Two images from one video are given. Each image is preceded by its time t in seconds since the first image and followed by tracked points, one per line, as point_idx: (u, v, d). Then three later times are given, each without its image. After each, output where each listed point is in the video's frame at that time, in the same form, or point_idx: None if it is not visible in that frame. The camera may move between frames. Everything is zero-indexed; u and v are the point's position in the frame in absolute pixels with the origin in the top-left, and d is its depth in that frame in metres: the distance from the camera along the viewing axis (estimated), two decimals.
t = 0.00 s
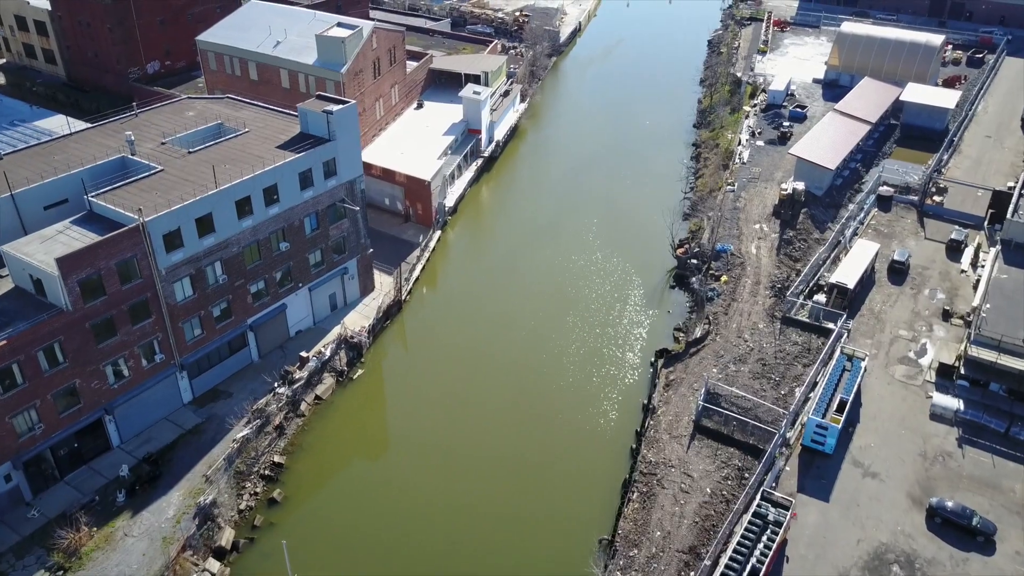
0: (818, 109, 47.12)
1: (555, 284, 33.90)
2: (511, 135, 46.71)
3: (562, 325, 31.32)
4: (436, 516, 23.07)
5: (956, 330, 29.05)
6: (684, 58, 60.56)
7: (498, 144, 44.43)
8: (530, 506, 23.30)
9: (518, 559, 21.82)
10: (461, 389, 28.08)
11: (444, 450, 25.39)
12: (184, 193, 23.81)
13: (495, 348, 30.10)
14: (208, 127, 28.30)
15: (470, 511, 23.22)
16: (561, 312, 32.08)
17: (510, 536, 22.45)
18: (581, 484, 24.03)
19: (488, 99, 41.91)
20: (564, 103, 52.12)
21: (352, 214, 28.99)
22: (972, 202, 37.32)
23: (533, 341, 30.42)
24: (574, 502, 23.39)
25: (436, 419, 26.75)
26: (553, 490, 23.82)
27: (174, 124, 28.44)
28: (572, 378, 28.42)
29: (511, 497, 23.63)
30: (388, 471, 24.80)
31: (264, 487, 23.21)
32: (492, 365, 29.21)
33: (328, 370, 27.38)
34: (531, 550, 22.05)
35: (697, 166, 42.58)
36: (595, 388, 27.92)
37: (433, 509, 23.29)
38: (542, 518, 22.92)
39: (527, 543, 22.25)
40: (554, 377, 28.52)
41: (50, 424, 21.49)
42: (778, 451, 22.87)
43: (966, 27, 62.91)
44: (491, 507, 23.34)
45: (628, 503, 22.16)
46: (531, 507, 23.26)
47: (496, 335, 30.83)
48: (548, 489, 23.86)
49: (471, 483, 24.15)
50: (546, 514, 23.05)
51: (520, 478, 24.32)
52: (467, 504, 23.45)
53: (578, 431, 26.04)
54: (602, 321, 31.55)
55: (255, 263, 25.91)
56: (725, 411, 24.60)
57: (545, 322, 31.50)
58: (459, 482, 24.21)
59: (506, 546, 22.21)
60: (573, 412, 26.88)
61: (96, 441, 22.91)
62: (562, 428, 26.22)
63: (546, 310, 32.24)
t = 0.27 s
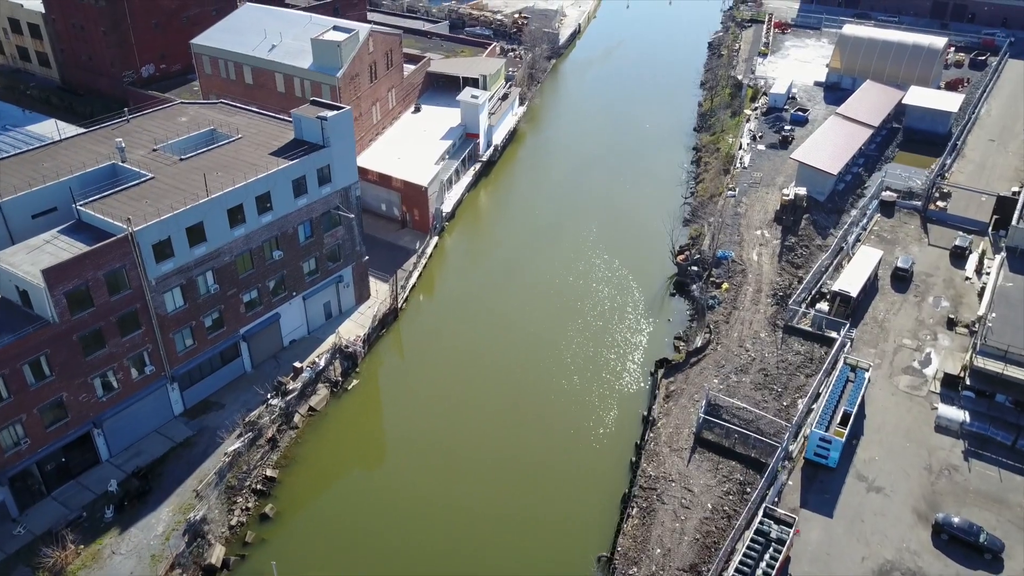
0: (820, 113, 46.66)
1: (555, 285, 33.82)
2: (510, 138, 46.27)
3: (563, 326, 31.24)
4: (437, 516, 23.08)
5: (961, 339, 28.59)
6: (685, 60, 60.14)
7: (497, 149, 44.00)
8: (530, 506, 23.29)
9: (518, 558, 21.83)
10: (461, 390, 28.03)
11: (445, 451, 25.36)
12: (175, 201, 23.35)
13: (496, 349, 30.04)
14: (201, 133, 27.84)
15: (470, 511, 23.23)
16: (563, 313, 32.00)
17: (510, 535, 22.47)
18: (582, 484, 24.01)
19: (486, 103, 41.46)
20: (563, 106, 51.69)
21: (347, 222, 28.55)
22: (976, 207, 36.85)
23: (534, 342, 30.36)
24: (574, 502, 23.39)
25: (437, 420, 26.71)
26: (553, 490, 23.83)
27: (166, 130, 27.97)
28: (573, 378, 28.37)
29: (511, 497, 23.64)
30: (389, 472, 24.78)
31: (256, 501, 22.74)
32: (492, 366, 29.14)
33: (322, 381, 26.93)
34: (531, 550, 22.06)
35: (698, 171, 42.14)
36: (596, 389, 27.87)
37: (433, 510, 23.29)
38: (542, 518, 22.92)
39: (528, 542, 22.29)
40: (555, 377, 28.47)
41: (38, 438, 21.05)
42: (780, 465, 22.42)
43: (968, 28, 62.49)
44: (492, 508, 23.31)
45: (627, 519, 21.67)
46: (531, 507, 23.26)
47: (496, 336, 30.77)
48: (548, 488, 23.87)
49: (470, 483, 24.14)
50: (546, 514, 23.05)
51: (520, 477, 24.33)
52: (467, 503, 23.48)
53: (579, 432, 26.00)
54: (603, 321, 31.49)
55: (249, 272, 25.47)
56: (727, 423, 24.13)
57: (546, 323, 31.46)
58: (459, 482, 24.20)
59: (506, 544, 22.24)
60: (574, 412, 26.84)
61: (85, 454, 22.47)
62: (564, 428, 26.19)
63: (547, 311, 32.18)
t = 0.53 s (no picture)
0: (821, 116, 46.18)
1: (556, 286, 33.79)
2: (508, 143, 45.79)
3: (565, 327, 31.21)
4: (437, 515, 23.08)
5: (966, 348, 28.10)
6: (685, 62, 59.70)
7: (496, 153, 43.52)
8: (531, 506, 23.28)
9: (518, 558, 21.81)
10: (462, 390, 28.01)
11: (446, 451, 25.32)
12: (164, 211, 22.87)
13: (497, 350, 30.00)
14: (193, 140, 27.35)
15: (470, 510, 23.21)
16: (565, 314, 31.94)
17: (510, 534, 22.49)
18: (582, 485, 23.98)
19: (484, 107, 40.99)
20: (562, 109, 51.22)
21: (342, 229, 28.07)
22: (981, 212, 36.37)
23: (535, 343, 30.34)
24: (573, 503, 23.38)
25: (438, 419, 26.69)
26: (554, 490, 23.83)
27: (158, 137, 27.50)
28: (574, 379, 28.37)
29: (511, 496, 23.63)
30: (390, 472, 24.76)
31: (247, 517, 22.25)
32: (493, 366, 29.12)
33: (316, 392, 26.45)
34: (531, 549, 22.05)
35: (698, 175, 41.67)
36: (598, 390, 27.84)
37: (434, 509, 23.28)
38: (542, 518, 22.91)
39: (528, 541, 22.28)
40: (558, 378, 28.44)
41: (24, 454, 20.59)
42: (783, 481, 21.94)
43: (970, 30, 62.07)
44: (491, 507, 23.31)
45: (627, 535, 21.18)
46: (532, 507, 23.25)
47: (498, 336, 30.76)
48: (548, 488, 23.87)
49: (470, 482, 24.14)
50: (546, 514, 23.03)
51: (520, 476, 24.34)
52: (467, 502, 23.47)
53: (581, 432, 25.97)
54: (604, 322, 31.47)
55: (241, 281, 25.00)
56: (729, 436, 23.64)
57: (547, 323, 31.42)
58: (459, 481, 24.20)
59: (506, 543, 22.24)
60: (576, 413, 26.81)
61: (72, 470, 22.01)
62: (565, 428, 26.19)
63: (549, 312, 32.13)
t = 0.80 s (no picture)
0: (823, 120, 45.72)
1: (556, 286, 33.80)
2: (506, 146, 45.31)
3: (565, 327, 31.21)
4: (438, 514, 23.11)
5: (970, 358, 27.62)
6: (685, 64, 59.24)
7: (494, 157, 43.03)
8: (531, 506, 23.31)
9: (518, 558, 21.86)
10: (462, 390, 28.00)
11: (446, 450, 25.33)
12: (154, 220, 22.39)
13: (497, 349, 30.02)
14: (185, 146, 26.88)
15: (470, 509, 23.24)
16: (565, 314, 31.95)
17: (511, 533, 22.55)
18: (582, 485, 24.00)
19: (482, 111, 40.51)
20: (561, 112, 50.75)
21: (336, 237, 27.58)
22: (985, 218, 35.88)
23: (536, 342, 30.34)
24: (573, 503, 23.41)
25: (438, 419, 26.71)
26: (554, 490, 23.86)
27: (149, 143, 27.02)
28: (573, 378, 28.42)
29: (511, 496, 23.67)
30: (390, 471, 24.76)
31: (237, 534, 21.77)
32: (493, 366, 29.14)
33: (309, 403, 25.96)
34: (531, 549, 22.08)
35: (698, 180, 41.23)
36: (599, 390, 27.85)
37: (434, 508, 23.30)
38: (542, 518, 22.94)
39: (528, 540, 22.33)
40: (558, 377, 28.45)
41: (9, 471, 20.11)
42: (785, 497, 21.45)
43: (972, 32, 61.59)
44: (491, 506, 23.34)
45: (626, 553, 20.74)
46: (532, 507, 23.30)
47: (499, 335, 30.76)
48: (548, 488, 23.91)
49: (471, 481, 24.19)
50: (547, 514, 23.07)
51: (520, 475, 24.38)
52: (467, 502, 23.50)
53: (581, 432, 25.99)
54: (604, 322, 31.47)
55: (233, 290, 24.51)
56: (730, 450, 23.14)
57: (547, 323, 31.46)
58: (459, 480, 24.23)
59: (506, 542, 22.30)
60: (575, 412, 26.83)
61: (59, 485, 21.54)
62: (564, 428, 26.23)
63: (549, 312, 32.14)
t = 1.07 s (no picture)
0: (824, 124, 45.23)
1: (555, 286, 33.79)
2: (504, 150, 44.80)
3: (565, 327, 31.19)
4: (439, 514, 23.13)
5: (976, 369, 27.12)
6: (685, 66, 58.75)
7: (492, 161, 42.56)
8: (532, 506, 23.34)
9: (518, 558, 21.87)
10: (462, 390, 28.00)
11: (446, 450, 25.33)
12: (142, 230, 21.91)
13: (496, 349, 30.03)
14: (176, 153, 26.40)
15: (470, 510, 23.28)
16: (565, 315, 31.89)
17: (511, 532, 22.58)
18: (582, 485, 24.02)
19: (480, 115, 40.02)
20: (558, 116, 50.21)
21: (330, 245, 27.09)
22: (989, 224, 35.38)
23: (536, 342, 30.33)
24: (573, 503, 23.42)
25: (437, 418, 26.71)
26: (554, 490, 23.88)
27: (139, 150, 26.55)
28: (573, 378, 28.43)
29: (511, 496, 23.70)
30: (390, 471, 24.74)
31: (228, 551, 21.28)
32: (493, 365, 29.16)
33: (303, 415, 25.48)
34: (531, 550, 22.10)
35: (698, 185, 40.78)
36: (599, 391, 27.80)
37: (435, 509, 23.32)
38: (542, 518, 22.97)
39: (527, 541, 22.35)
40: (559, 377, 28.43)
41: None
42: (788, 514, 20.96)
43: (974, 34, 61.08)
44: (490, 506, 23.36)
45: (626, 570, 20.32)
46: (532, 506, 23.32)
47: (498, 336, 30.72)
48: (548, 488, 23.93)
49: (471, 481, 24.22)
50: (546, 514, 23.09)
51: (520, 475, 24.42)
52: (467, 502, 23.53)
53: (581, 432, 25.98)
54: (604, 323, 31.46)
55: (225, 300, 24.03)
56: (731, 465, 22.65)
57: (547, 323, 31.47)
58: (459, 480, 24.26)
59: (506, 542, 22.33)
60: (575, 413, 26.80)
61: (46, 501, 21.07)
62: (564, 427, 26.24)
63: (549, 312, 32.12)
